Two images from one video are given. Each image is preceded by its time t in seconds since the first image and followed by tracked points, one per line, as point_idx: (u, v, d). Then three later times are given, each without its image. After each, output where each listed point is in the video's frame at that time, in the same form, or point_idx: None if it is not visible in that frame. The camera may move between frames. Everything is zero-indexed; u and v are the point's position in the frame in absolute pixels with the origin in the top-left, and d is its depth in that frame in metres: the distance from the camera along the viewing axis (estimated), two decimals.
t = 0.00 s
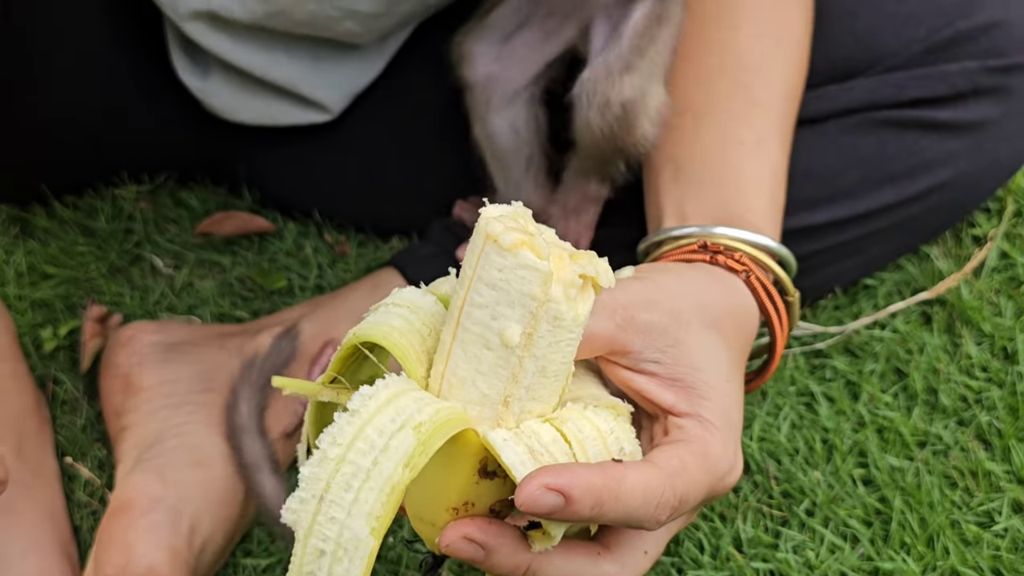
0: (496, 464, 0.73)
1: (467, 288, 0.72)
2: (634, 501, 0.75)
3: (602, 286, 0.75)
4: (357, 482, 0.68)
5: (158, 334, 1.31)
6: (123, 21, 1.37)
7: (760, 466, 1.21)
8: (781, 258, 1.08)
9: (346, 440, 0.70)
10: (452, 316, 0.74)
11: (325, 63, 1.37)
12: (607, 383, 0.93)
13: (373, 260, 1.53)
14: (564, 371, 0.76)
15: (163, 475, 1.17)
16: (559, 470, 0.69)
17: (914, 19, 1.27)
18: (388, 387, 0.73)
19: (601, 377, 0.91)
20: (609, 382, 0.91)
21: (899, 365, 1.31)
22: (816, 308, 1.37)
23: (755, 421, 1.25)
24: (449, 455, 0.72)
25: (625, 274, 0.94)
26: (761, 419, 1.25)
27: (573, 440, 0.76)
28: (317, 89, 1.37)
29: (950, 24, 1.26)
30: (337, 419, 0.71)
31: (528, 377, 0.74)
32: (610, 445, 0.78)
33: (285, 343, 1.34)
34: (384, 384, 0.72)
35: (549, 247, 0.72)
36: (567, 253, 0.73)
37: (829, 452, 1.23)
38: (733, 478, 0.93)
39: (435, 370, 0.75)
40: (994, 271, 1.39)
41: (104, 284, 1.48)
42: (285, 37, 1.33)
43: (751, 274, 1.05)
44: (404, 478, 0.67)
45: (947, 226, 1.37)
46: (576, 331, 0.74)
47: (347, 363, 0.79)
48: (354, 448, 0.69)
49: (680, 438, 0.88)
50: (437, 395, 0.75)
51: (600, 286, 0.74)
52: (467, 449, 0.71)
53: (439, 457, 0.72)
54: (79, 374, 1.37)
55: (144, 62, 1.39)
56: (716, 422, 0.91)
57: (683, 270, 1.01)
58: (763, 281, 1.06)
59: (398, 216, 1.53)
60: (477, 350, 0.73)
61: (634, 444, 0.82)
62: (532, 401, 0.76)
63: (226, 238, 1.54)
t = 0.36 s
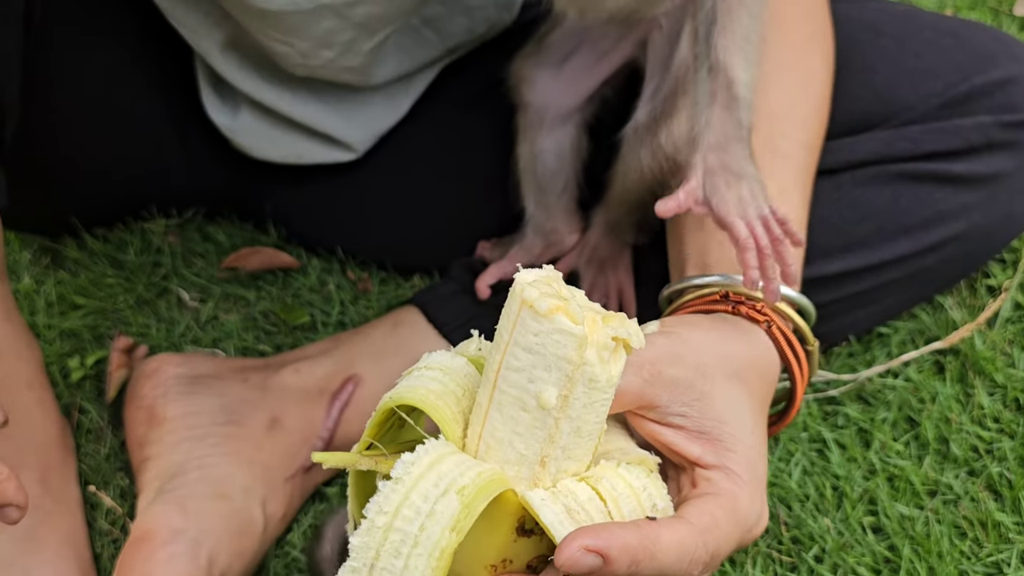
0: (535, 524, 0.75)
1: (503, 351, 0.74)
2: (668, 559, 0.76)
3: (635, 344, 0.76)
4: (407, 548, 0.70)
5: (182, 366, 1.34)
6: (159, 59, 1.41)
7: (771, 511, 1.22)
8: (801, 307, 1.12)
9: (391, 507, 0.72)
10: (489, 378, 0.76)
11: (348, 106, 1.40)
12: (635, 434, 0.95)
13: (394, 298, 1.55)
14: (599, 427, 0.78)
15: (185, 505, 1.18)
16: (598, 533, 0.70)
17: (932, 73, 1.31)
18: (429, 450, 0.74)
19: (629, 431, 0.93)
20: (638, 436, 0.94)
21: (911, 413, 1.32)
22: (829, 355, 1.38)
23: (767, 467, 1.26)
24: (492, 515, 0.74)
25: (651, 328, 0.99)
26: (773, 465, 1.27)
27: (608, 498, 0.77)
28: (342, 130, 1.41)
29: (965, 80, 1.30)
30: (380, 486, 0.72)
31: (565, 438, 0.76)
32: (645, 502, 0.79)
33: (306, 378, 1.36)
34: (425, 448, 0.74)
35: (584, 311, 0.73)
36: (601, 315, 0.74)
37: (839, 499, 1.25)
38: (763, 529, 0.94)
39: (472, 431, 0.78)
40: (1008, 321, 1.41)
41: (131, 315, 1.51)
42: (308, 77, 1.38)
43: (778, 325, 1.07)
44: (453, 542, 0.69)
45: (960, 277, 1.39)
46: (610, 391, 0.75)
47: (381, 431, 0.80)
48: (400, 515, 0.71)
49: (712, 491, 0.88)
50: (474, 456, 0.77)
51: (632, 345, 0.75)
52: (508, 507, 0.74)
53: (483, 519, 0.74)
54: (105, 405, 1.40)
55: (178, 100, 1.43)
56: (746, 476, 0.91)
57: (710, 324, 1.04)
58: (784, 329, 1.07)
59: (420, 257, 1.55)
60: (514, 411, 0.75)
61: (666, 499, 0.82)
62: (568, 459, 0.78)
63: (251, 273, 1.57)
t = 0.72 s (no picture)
0: (515, 568, 0.84)
1: (492, 407, 0.81)
2: None
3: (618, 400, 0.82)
4: None
5: (201, 373, 1.37)
6: (187, 70, 1.44)
7: (772, 527, 1.25)
8: (786, 342, 1.20)
9: (381, 559, 0.78)
10: (478, 430, 0.82)
11: (367, 121, 1.44)
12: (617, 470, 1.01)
13: (411, 309, 1.59)
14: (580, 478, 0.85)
15: (201, 508, 1.22)
16: None
17: (937, 101, 1.35)
18: (418, 500, 0.80)
19: (611, 466, 1.00)
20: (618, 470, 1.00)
21: (913, 434, 1.35)
22: (834, 375, 1.41)
23: (770, 484, 1.29)
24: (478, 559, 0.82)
25: (636, 371, 1.06)
26: (776, 482, 1.29)
27: (588, 546, 0.84)
28: (359, 145, 1.44)
29: (971, 107, 1.34)
30: (373, 539, 0.79)
31: (548, 489, 0.83)
32: (622, 547, 0.86)
33: (322, 387, 1.40)
34: (414, 499, 0.80)
35: (571, 371, 0.80)
36: (586, 375, 0.81)
37: (840, 517, 1.27)
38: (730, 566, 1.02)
39: (459, 479, 0.84)
40: (1012, 345, 1.43)
41: (153, 322, 1.54)
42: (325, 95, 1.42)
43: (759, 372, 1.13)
44: None
45: (963, 300, 1.41)
46: (592, 446, 0.82)
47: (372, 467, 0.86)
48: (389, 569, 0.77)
49: (688, 530, 0.95)
50: (461, 504, 0.84)
51: (615, 402, 0.82)
52: (492, 554, 0.82)
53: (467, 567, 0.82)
54: (127, 409, 1.43)
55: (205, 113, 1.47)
56: (718, 518, 0.98)
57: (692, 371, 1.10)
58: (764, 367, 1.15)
59: (437, 270, 1.59)
60: (501, 465, 0.81)
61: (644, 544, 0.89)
62: (551, 506, 0.84)
63: (272, 283, 1.61)
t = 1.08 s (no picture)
0: (503, 554, 0.91)
1: (488, 399, 0.88)
2: None
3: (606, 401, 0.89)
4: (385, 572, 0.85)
5: (212, 376, 1.42)
6: (206, 80, 1.49)
7: (758, 536, 1.29)
8: (773, 356, 1.25)
9: (375, 531, 0.86)
10: (473, 422, 0.90)
11: (375, 134, 1.48)
12: (603, 469, 1.08)
13: (417, 316, 1.64)
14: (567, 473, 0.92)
15: (208, 506, 1.26)
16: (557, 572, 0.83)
17: (929, 123, 1.40)
18: (414, 483, 0.88)
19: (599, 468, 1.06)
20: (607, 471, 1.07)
21: (899, 449, 1.39)
22: (824, 391, 1.45)
23: (758, 495, 1.33)
24: (466, 544, 0.89)
25: (628, 375, 1.12)
26: (764, 493, 1.33)
27: (571, 537, 0.91)
28: (369, 156, 1.48)
29: (959, 133, 1.38)
30: (368, 514, 0.87)
31: (535, 480, 0.90)
32: (603, 541, 0.92)
33: (328, 391, 1.44)
34: (410, 481, 0.88)
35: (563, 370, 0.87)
36: (576, 374, 0.88)
37: (824, 528, 1.31)
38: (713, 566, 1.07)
39: (452, 467, 0.92)
40: (999, 364, 1.47)
41: (168, 325, 1.60)
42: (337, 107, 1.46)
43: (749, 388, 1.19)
44: (423, 570, 0.83)
45: (951, 319, 1.45)
46: (579, 441, 0.89)
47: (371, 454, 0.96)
48: (382, 541, 0.86)
49: (667, 528, 1.00)
50: (453, 489, 0.92)
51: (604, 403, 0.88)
52: (480, 538, 0.89)
53: (456, 550, 0.88)
54: (141, 408, 1.49)
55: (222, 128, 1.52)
56: (697, 518, 1.03)
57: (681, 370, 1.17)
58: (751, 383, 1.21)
59: (442, 279, 1.63)
60: (493, 454, 0.89)
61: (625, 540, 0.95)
62: (538, 498, 0.92)
63: (282, 288, 1.65)
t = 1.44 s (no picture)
0: (500, 552, 0.93)
1: (490, 403, 0.93)
2: None
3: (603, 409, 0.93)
4: (385, 564, 0.87)
5: (222, 380, 1.46)
6: (219, 96, 1.54)
7: (749, 545, 1.33)
8: (769, 372, 1.29)
9: (378, 526, 0.89)
10: (475, 426, 0.94)
11: (384, 144, 1.51)
12: (603, 476, 1.12)
13: (422, 324, 1.68)
14: (563, 477, 0.95)
15: (215, 506, 1.29)
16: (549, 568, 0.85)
17: (925, 146, 1.47)
18: (416, 480, 0.91)
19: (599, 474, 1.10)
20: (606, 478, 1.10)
21: (890, 463, 1.42)
22: (818, 405, 1.50)
23: (750, 505, 1.37)
24: (465, 540, 0.91)
25: (628, 387, 1.16)
26: (756, 504, 1.37)
27: (566, 538, 0.93)
28: (379, 168, 1.51)
29: (954, 154, 1.44)
30: (371, 509, 0.90)
31: (533, 482, 0.93)
32: (597, 542, 0.95)
33: (334, 397, 1.48)
34: (412, 479, 0.91)
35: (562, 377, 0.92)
36: (577, 382, 0.92)
37: (814, 539, 1.35)
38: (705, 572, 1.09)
39: (455, 466, 0.95)
40: (989, 380, 1.52)
41: (179, 328, 1.63)
42: (346, 120, 1.49)
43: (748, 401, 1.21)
44: (421, 566, 0.86)
45: (944, 337, 1.48)
46: (578, 445, 0.93)
47: (378, 453, 1.00)
48: (383, 535, 0.88)
49: (659, 530, 1.03)
50: (455, 489, 0.94)
51: (602, 410, 0.92)
52: (478, 536, 0.91)
53: (455, 545, 0.90)
54: (153, 410, 1.52)
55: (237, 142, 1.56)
56: (692, 523, 1.05)
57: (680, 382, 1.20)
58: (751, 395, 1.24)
59: (448, 288, 1.66)
60: (493, 456, 0.93)
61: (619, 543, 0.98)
62: (535, 501, 0.95)
63: (291, 294, 1.70)
